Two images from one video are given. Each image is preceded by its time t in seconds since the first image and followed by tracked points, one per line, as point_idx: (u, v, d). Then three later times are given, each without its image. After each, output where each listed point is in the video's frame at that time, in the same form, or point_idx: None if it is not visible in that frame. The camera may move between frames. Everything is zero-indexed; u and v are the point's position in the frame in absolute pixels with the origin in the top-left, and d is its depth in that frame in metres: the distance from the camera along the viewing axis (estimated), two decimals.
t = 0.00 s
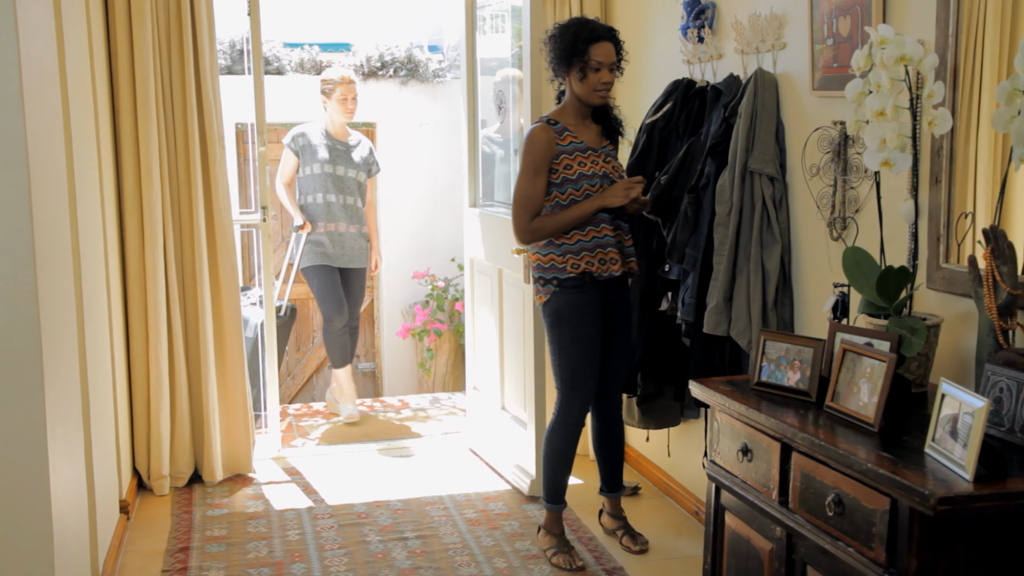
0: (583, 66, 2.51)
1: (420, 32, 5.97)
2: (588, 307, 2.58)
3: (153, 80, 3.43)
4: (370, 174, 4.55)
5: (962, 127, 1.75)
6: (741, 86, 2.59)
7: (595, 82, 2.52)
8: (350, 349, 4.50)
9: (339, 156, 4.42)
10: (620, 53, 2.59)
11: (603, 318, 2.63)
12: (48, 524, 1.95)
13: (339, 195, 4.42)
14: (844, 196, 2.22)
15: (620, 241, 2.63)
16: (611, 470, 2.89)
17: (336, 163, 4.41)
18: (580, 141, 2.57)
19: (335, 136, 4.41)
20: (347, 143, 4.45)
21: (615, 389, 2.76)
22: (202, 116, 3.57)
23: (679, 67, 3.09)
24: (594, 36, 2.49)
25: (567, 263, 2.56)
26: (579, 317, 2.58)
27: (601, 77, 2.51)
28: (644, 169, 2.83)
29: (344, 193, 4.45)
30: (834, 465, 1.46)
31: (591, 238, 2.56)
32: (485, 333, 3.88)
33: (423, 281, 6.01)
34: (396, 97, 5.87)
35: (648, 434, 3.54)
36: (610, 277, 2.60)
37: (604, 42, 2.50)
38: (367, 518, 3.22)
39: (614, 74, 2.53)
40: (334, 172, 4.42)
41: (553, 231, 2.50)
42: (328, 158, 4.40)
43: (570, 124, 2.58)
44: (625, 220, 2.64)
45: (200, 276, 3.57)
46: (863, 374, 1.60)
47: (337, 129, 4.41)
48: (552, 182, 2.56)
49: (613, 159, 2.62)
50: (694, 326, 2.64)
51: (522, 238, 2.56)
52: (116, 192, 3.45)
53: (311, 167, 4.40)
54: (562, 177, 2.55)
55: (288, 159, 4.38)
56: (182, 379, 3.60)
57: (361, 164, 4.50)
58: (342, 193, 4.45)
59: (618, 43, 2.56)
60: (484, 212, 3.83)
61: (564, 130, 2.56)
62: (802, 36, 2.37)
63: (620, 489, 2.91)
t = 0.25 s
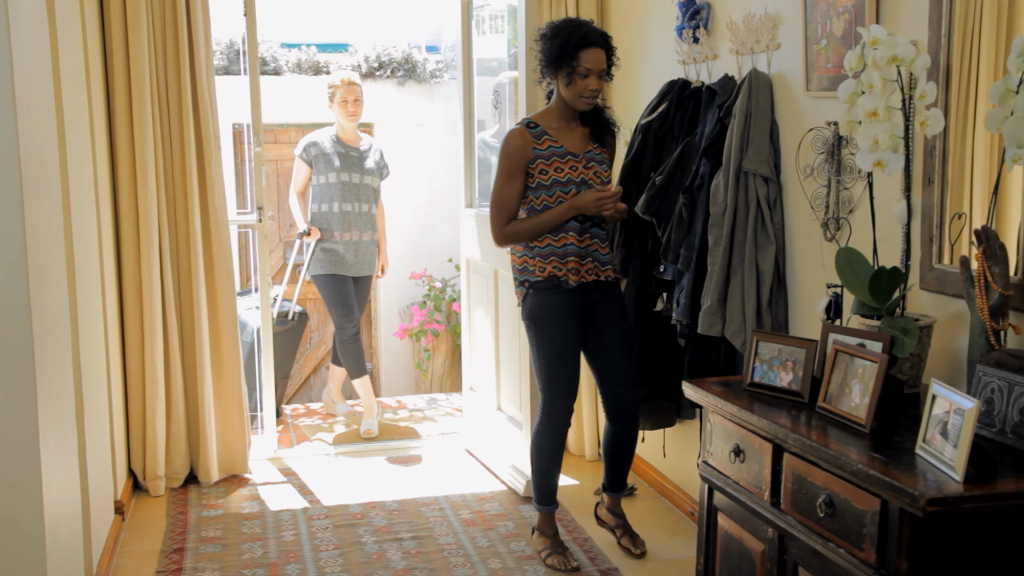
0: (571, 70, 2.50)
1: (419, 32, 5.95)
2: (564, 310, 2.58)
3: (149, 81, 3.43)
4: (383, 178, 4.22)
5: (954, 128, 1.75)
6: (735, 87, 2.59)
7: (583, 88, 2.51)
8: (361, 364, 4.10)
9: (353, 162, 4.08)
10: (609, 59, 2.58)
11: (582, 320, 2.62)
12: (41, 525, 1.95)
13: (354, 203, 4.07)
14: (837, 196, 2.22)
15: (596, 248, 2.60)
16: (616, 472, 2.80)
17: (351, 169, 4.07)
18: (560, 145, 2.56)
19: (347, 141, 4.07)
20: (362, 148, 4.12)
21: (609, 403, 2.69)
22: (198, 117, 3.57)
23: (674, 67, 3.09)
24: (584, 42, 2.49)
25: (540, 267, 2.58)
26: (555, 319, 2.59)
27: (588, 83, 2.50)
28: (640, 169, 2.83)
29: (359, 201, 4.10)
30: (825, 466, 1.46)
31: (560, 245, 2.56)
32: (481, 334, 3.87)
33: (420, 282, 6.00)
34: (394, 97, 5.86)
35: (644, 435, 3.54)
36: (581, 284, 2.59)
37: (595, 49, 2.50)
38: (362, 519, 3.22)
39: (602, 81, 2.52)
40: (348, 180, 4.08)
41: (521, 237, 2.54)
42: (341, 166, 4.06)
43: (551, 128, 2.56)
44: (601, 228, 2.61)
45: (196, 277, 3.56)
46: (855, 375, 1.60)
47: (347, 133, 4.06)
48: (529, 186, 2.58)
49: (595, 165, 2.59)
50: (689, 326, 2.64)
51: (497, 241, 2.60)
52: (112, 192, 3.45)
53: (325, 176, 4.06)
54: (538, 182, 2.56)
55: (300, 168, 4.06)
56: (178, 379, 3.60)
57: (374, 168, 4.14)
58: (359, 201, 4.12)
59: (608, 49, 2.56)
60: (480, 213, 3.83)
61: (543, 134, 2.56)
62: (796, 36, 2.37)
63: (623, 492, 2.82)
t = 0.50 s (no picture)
0: (569, 79, 2.42)
1: (416, 33, 5.93)
2: (560, 316, 2.53)
3: (144, 81, 3.43)
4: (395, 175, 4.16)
5: (945, 128, 1.75)
6: (729, 88, 2.59)
7: (579, 101, 2.43)
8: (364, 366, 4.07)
9: (362, 160, 4.04)
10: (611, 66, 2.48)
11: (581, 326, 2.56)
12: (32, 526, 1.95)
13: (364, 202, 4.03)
14: (830, 197, 2.22)
15: (591, 253, 2.52)
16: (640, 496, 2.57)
17: (360, 168, 4.03)
18: (554, 149, 2.51)
19: (357, 139, 4.03)
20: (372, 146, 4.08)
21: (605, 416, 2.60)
22: (193, 117, 3.56)
23: (669, 68, 3.09)
24: (586, 52, 2.39)
25: (532, 272, 2.55)
26: (551, 325, 2.54)
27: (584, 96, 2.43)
28: (635, 170, 2.82)
29: (370, 199, 4.06)
30: (815, 466, 1.46)
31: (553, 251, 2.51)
32: (477, 335, 3.87)
33: (417, 282, 5.97)
34: (391, 97, 5.85)
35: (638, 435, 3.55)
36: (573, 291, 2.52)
37: (595, 60, 2.40)
38: (357, 520, 3.22)
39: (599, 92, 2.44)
40: (358, 178, 4.04)
41: (509, 241, 2.52)
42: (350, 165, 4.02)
43: (546, 131, 2.51)
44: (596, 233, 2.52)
45: (191, 277, 3.56)
46: (846, 376, 1.60)
47: (356, 131, 4.02)
48: (523, 190, 2.54)
49: (593, 169, 2.52)
50: (682, 327, 2.63)
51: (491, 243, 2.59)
52: (107, 193, 3.45)
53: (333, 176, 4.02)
54: (531, 186, 2.52)
55: (308, 169, 4.03)
56: (173, 380, 3.59)
57: (386, 166, 4.08)
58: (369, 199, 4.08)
59: (611, 57, 2.45)
60: (475, 213, 3.83)
61: (537, 137, 2.51)
62: (790, 37, 2.37)
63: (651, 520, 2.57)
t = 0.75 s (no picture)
0: (589, 83, 2.36)
1: (413, 33, 5.94)
2: (570, 326, 2.49)
3: (139, 81, 3.42)
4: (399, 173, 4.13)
5: (936, 128, 1.75)
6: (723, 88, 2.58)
7: (599, 105, 2.37)
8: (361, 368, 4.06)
9: (363, 157, 4.01)
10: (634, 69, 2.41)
11: (595, 335, 2.51)
12: (23, 527, 1.94)
13: (365, 199, 4.00)
14: (823, 197, 2.22)
15: (609, 260, 2.47)
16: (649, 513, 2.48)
17: (362, 165, 4.01)
18: (574, 153, 2.46)
19: (359, 137, 4.00)
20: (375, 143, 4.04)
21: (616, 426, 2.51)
22: (188, 117, 3.55)
23: (664, 68, 3.10)
24: (607, 56, 2.33)
25: (547, 279, 2.51)
26: (562, 333, 2.51)
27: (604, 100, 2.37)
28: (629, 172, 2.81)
29: (370, 197, 4.02)
30: (806, 467, 1.46)
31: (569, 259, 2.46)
32: (473, 335, 3.87)
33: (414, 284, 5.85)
34: (388, 97, 5.83)
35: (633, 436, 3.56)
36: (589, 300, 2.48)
37: (616, 64, 2.34)
38: (352, 520, 3.22)
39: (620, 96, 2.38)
40: (359, 175, 4.01)
41: (525, 246, 2.48)
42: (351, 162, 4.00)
43: (565, 135, 2.46)
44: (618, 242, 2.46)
45: (187, 278, 3.55)
46: (838, 376, 1.60)
47: (356, 128, 4.00)
48: (541, 194, 2.51)
49: (615, 174, 2.47)
50: (677, 327, 2.63)
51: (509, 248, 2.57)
52: (102, 193, 3.44)
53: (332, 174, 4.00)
54: (549, 191, 2.49)
55: (310, 166, 4.04)
56: (168, 380, 3.59)
57: (388, 163, 4.05)
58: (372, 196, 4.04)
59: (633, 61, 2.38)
60: (472, 214, 3.82)
61: (556, 141, 2.47)
62: (784, 37, 2.37)
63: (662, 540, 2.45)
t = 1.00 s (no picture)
0: (633, 70, 2.23)
1: (410, 33, 5.91)
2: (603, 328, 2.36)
3: (134, 81, 3.42)
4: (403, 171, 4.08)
5: (927, 128, 1.75)
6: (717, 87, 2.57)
7: (644, 94, 2.23)
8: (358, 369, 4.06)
9: (358, 155, 3.97)
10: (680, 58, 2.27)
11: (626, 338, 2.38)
12: (15, 530, 1.94)
13: (355, 197, 3.96)
14: (818, 197, 2.21)
15: (645, 259, 2.33)
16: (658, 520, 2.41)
17: (352, 163, 3.96)
18: (617, 145, 2.31)
19: (355, 134, 3.97)
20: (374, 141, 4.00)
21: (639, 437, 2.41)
22: (184, 117, 3.55)
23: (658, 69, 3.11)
24: (650, 43, 2.21)
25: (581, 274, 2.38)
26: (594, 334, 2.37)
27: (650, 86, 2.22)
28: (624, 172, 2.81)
29: (363, 196, 3.98)
30: (797, 468, 1.46)
31: (607, 256, 2.31)
32: (469, 334, 3.87)
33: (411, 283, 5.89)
34: (385, 97, 5.82)
35: (628, 436, 3.59)
36: (620, 298, 2.34)
37: (661, 50, 2.21)
38: (347, 520, 3.21)
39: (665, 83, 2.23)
40: (354, 173, 3.98)
41: (561, 240, 2.33)
42: (346, 160, 3.97)
43: (610, 125, 2.31)
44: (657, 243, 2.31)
45: (182, 278, 3.55)
46: (829, 376, 1.60)
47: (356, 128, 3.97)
48: (579, 186, 2.36)
49: (659, 170, 2.32)
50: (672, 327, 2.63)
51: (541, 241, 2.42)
52: (97, 193, 3.44)
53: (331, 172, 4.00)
54: (587, 183, 2.34)
55: (313, 164, 4.06)
56: (164, 380, 3.58)
57: (386, 160, 4.00)
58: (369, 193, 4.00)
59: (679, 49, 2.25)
60: (467, 214, 3.83)
61: (599, 130, 2.32)
62: (778, 37, 2.37)
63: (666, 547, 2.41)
